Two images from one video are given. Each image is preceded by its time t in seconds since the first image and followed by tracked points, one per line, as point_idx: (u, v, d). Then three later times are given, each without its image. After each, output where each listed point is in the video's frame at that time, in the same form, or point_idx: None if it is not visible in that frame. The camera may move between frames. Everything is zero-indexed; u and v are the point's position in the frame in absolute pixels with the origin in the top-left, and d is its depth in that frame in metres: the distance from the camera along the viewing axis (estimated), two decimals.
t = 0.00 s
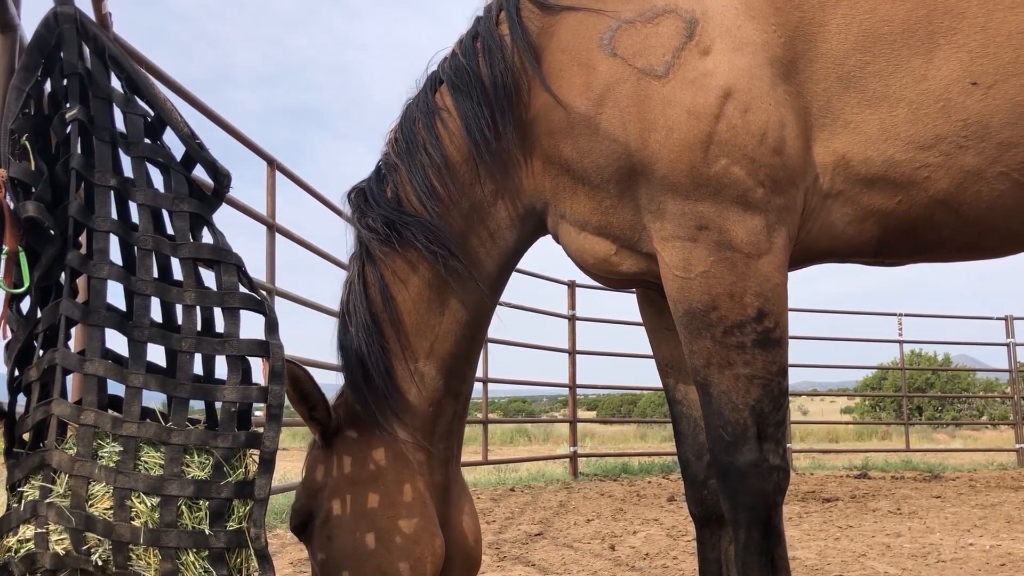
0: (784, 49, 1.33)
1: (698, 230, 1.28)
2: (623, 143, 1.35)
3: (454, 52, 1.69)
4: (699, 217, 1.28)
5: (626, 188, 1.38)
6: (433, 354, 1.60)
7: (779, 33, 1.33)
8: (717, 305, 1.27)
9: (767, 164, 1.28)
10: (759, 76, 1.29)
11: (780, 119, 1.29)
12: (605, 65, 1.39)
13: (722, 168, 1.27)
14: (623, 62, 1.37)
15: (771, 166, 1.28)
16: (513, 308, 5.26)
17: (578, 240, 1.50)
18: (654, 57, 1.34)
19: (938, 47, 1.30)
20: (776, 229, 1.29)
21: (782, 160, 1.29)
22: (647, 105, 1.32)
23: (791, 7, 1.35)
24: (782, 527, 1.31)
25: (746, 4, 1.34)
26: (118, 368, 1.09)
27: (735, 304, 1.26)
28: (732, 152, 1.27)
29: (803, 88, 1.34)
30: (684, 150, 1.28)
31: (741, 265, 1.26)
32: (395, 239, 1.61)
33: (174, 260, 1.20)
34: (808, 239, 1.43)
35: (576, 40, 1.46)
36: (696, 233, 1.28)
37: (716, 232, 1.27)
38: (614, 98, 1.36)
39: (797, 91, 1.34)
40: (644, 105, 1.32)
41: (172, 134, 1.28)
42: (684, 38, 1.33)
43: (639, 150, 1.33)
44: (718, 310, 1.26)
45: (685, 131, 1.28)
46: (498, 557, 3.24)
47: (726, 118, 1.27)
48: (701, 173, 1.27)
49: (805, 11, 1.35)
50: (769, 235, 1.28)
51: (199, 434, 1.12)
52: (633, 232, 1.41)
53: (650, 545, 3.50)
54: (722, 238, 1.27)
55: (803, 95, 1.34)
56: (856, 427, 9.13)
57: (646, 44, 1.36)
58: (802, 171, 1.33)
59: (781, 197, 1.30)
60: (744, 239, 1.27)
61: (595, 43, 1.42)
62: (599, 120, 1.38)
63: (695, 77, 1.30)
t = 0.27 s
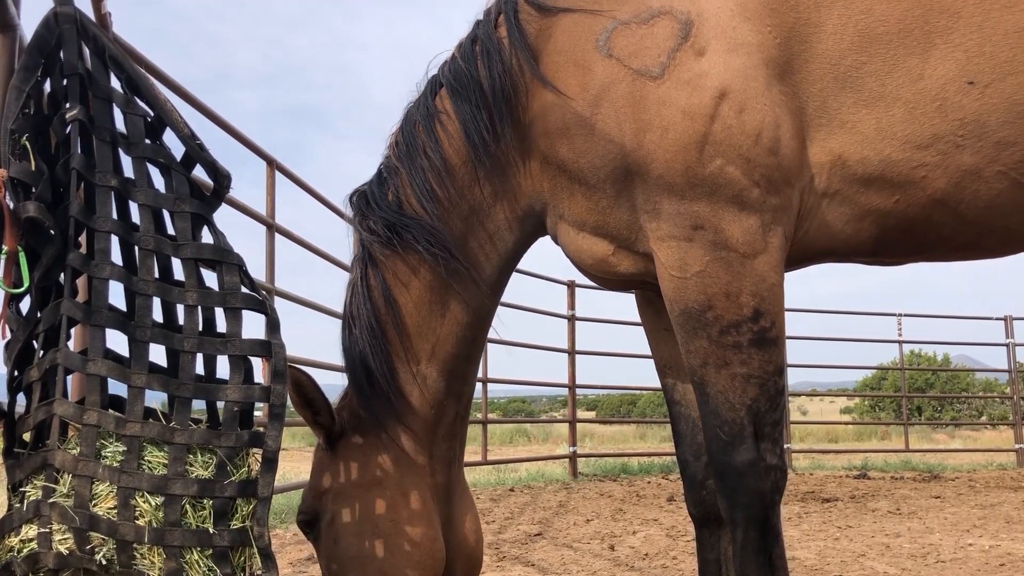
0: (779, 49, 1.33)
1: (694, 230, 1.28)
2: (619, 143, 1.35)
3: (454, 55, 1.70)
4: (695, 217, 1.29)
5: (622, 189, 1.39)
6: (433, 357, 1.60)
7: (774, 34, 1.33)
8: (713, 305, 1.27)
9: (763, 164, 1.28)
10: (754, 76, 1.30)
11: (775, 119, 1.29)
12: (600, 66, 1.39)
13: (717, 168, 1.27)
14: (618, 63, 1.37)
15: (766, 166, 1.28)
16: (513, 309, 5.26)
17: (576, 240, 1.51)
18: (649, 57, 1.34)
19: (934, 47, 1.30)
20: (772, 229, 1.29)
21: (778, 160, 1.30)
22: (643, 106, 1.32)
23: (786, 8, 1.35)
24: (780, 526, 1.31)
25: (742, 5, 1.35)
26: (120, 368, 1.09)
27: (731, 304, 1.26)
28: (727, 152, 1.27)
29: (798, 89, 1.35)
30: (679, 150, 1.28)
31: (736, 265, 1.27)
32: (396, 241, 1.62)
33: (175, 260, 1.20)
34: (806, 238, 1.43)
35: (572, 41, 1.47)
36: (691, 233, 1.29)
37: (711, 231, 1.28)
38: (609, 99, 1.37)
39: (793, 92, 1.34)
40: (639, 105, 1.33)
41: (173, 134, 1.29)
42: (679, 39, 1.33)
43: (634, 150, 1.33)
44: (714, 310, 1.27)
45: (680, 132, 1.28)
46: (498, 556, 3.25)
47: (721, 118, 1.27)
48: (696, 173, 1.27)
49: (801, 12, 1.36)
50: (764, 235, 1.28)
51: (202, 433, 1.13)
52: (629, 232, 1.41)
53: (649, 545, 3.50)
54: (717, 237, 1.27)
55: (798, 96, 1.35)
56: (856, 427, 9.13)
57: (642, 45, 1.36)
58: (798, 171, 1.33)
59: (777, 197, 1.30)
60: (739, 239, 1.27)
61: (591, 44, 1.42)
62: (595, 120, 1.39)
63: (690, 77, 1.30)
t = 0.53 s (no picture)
0: (775, 50, 1.34)
1: (690, 230, 1.29)
2: (616, 144, 1.35)
3: (452, 57, 1.70)
4: (691, 217, 1.29)
5: (618, 189, 1.39)
6: (429, 357, 1.60)
7: (770, 35, 1.34)
8: (709, 305, 1.27)
9: (759, 164, 1.28)
10: (750, 77, 1.30)
11: (770, 120, 1.30)
12: (597, 66, 1.40)
13: (713, 168, 1.27)
14: (615, 64, 1.37)
15: (762, 167, 1.29)
16: (512, 309, 5.27)
17: (573, 240, 1.51)
18: (646, 58, 1.34)
19: (930, 48, 1.30)
20: (768, 229, 1.29)
21: (773, 161, 1.30)
22: (640, 106, 1.33)
23: (782, 9, 1.36)
24: (777, 526, 1.32)
25: (738, 6, 1.35)
26: (121, 368, 1.10)
27: (727, 303, 1.26)
28: (723, 152, 1.27)
29: (793, 90, 1.35)
30: (675, 150, 1.29)
31: (733, 265, 1.27)
32: (392, 242, 1.62)
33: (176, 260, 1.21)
34: (803, 238, 1.44)
35: (569, 42, 1.47)
36: (688, 233, 1.29)
37: (707, 231, 1.28)
38: (605, 99, 1.37)
39: (789, 92, 1.35)
40: (636, 106, 1.33)
41: (172, 134, 1.29)
42: (676, 39, 1.34)
43: (630, 150, 1.34)
44: (711, 310, 1.27)
45: (676, 132, 1.29)
46: (498, 556, 3.25)
47: (717, 118, 1.27)
48: (691, 173, 1.28)
49: (797, 13, 1.36)
50: (760, 235, 1.28)
51: (203, 433, 1.13)
52: (626, 232, 1.41)
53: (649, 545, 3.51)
54: (714, 237, 1.28)
55: (794, 96, 1.35)
56: (856, 427, 9.14)
57: (638, 46, 1.36)
58: (793, 172, 1.34)
59: (772, 197, 1.30)
60: (736, 239, 1.27)
61: (588, 45, 1.43)
62: (592, 120, 1.39)
63: (686, 78, 1.30)
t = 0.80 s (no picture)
0: (772, 51, 1.34)
1: (687, 230, 1.29)
2: (613, 144, 1.35)
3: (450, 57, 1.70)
4: (688, 217, 1.29)
5: (615, 189, 1.39)
6: (423, 356, 1.61)
7: (766, 36, 1.34)
8: (706, 305, 1.27)
9: (755, 165, 1.28)
10: (746, 77, 1.30)
11: (767, 120, 1.30)
12: (594, 66, 1.40)
13: (709, 168, 1.27)
14: (612, 64, 1.37)
15: (758, 167, 1.29)
16: (512, 309, 5.27)
17: (570, 240, 1.51)
18: (643, 58, 1.34)
19: (925, 48, 1.30)
20: (765, 229, 1.29)
21: (769, 161, 1.30)
22: (636, 106, 1.32)
23: (779, 9, 1.36)
24: (775, 526, 1.32)
25: (734, 6, 1.35)
26: (119, 368, 1.10)
27: (724, 303, 1.26)
28: (719, 152, 1.27)
29: (790, 90, 1.35)
30: (672, 150, 1.28)
31: (729, 265, 1.27)
32: (388, 241, 1.63)
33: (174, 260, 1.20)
34: (800, 238, 1.44)
35: (566, 42, 1.47)
36: (684, 232, 1.29)
37: (704, 231, 1.28)
38: (602, 99, 1.37)
39: (785, 93, 1.35)
40: (632, 106, 1.33)
41: (171, 134, 1.29)
42: (672, 40, 1.33)
43: (627, 150, 1.34)
44: (708, 310, 1.27)
45: (673, 132, 1.28)
46: (497, 557, 3.25)
47: (713, 118, 1.27)
48: (688, 173, 1.28)
49: (793, 13, 1.36)
50: (757, 235, 1.28)
51: (201, 433, 1.13)
52: (623, 232, 1.41)
53: (648, 545, 3.51)
54: (710, 237, 1.28)
55: (791, 97, 1.35)
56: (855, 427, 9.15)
57: (635, 46, 1.36)
58: (790, 172, 1.34)
59: (769, 197, 1.30)
60: (733, 238, 1.27)
61: (584, 45, 1.43)
62: (589, 120, 1.39)
63: (683, 78, 1.30)
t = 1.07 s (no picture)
0: (771, 51, 1.33)
1: (686, 230, 1.28)
2: (612, 144, 1.35)
3: (449, 55, 1.69)
4: (687, 217, 1.28)
5: (615, 189, 1.39)
6: (422, 355, 1.60)
7: (766, 36, 1.33)
8: (705, 305, 1.27)
9: (754, 165, 1.28)
10: (745, 78, 1.29)
11: (766, 120, 1.29)
12: (593, 67, 1.39)
13: (709, 168, 1.27)
14: (612, 64, 1.37)
15: (757, 167, 1.28)
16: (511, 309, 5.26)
17: (569, 240, 1.50)
18: (642, 58, 1.34)
19: (924, 50, 1.30)
20: (764, 229, 1.29)
21: (768, 161, 1.29)
22: (636, 107, 1.32)
23: (778, 10, 1.35)
24: (774, 526, 1.31)
25: (734, 7, 1.34)
26: (116, 368, 1.09)
27: (723, 303, 1.26)
28: (719, 152, 1.27)
29: (789, 91, 1.35)
30: (671, 150, 1.28)
31: (728, 265, 1.26)
32: (386, 240, 1.62)
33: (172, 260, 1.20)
34: (798, 239, 1.43)
35: (565, 42, 1.46)
36: (684, 233, 1.28)
37: (704, 231, 1.27)
38: (602, 99, 1.37)
39: (785, 93, 1.34)
40: (632, 106, 1.32)
41: (170, 133, 1.28)
42: (672, 40, 1.33)
43: (627, 150, 1.33)
44: (707, 310, 1.27)
45: (673, 132, 1.28)
46: (496, 557, 3.25)
47: (713, 118, 1.27)
48: (687, 173, 1.27)
49: (792, 14, 1.36)
50: (756, 235, 1.28)
51: (197, 434, 1.12)
52: (623, 232, 1.41)
53: (647, 545, 3.51)
54: (710, 237, 1.27)
55: (790, 97, 1.35)
56: (855, 428, 9.14)
57: (634, 46, 1.36)
58: (789, 172, 1.33)
59: (768, 197, 1.30)
60: (732, 239, 1.27)
61: (584, 45, 1.42)
62: (588, 120, 1.39)
63: (682, 78, 1.30)
